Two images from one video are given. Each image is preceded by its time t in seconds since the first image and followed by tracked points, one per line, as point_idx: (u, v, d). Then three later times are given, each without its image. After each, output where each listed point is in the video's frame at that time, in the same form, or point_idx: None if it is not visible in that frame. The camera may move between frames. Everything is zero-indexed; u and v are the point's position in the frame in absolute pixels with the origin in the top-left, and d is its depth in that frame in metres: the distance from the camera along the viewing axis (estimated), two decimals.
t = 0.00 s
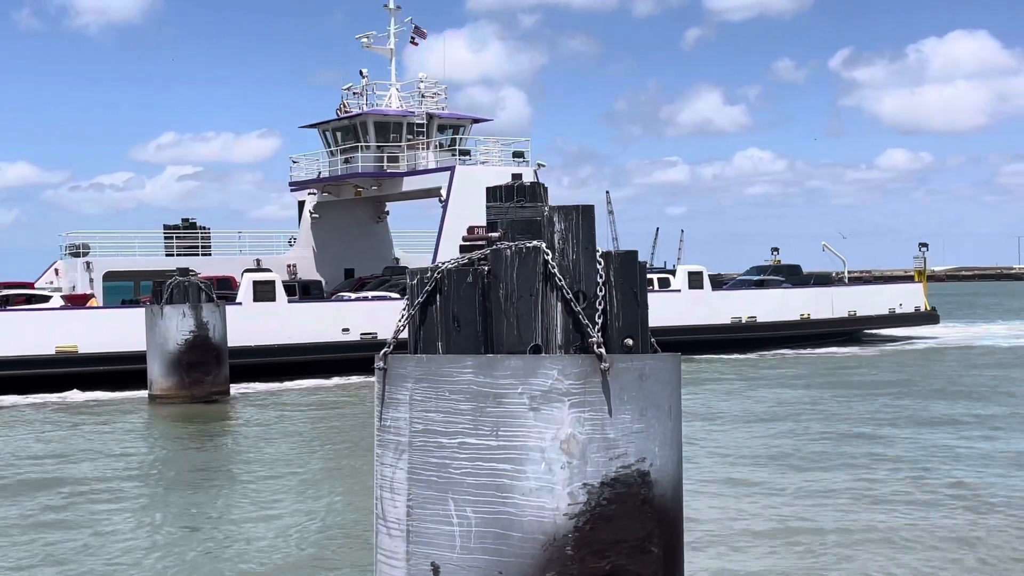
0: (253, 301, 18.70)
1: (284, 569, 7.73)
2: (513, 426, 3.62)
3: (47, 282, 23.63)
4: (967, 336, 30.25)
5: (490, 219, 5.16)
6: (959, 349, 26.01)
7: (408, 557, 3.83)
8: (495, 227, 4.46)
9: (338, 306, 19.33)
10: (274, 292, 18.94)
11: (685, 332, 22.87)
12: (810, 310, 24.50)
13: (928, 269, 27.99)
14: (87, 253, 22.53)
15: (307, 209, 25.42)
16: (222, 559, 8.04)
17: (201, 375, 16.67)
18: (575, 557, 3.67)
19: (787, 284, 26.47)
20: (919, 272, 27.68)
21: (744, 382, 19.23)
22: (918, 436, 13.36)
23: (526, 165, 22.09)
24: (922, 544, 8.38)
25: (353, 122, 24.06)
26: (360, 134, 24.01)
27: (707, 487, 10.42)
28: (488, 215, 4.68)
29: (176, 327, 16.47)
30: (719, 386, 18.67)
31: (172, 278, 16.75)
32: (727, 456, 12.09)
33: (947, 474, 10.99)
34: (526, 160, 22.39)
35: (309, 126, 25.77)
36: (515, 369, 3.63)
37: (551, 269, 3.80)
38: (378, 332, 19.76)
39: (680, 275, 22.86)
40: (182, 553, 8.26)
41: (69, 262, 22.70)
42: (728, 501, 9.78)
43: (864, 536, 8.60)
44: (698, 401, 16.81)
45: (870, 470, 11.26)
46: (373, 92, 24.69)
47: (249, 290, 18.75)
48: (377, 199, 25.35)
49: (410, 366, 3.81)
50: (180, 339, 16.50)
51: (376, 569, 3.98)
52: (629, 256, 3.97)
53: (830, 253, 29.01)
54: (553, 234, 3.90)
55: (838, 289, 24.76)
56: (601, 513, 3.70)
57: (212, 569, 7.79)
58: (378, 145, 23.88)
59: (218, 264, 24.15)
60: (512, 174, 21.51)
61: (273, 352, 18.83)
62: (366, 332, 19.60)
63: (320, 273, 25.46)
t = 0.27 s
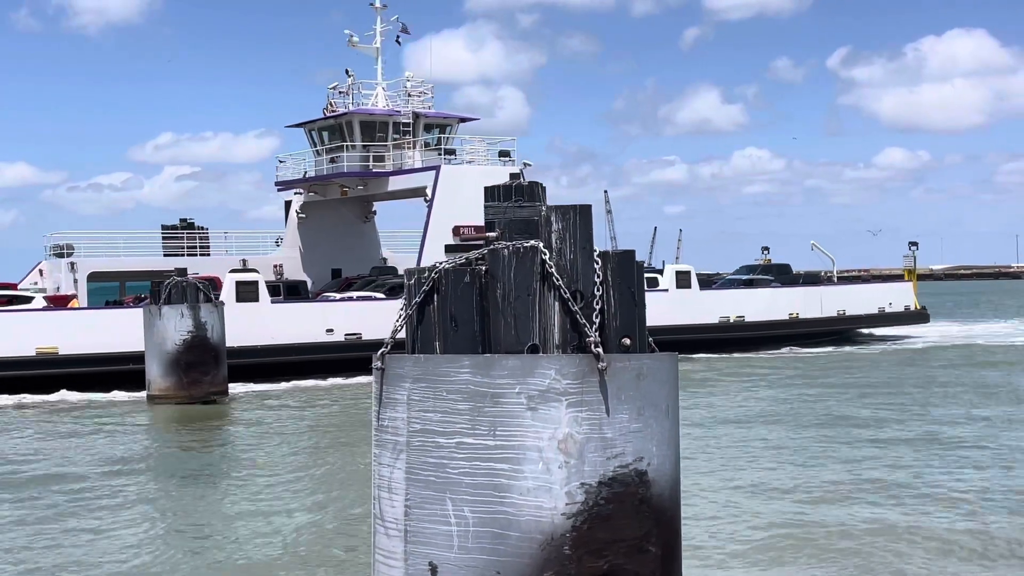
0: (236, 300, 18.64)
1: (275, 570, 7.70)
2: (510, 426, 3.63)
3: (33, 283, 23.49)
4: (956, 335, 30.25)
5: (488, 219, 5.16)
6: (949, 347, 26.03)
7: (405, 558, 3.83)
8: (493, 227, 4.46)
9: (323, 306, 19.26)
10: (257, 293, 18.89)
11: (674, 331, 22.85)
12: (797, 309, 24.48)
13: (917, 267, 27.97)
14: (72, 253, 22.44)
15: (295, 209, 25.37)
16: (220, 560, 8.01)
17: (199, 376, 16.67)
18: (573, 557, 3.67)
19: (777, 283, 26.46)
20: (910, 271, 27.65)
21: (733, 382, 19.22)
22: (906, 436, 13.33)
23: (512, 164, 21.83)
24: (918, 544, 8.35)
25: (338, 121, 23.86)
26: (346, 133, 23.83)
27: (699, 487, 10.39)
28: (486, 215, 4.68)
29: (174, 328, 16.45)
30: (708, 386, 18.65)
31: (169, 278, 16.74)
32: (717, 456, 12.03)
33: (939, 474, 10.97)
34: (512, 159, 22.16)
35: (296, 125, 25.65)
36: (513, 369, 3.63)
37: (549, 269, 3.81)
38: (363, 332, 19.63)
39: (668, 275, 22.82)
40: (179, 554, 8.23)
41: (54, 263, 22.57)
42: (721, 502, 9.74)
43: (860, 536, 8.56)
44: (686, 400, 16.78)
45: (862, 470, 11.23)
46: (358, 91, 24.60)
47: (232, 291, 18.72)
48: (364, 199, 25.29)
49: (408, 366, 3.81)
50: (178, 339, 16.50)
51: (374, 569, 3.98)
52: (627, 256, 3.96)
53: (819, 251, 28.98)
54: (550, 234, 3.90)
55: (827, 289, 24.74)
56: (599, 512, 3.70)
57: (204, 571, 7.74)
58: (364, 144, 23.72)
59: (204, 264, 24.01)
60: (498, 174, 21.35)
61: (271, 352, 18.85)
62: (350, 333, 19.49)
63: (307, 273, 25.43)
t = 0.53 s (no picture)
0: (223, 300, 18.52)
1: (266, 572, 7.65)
2: (509, 426, 3.63)
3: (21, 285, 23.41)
4: (948, 334, 30.25)
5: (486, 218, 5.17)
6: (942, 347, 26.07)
7: (405, 558, 3.83)
8: (492, 227, 4.47)
9: (309, 306, 19.10)
10: (245, 293, 18.75)
11: (665, 331, 22.79)
12: (789, 308, 24.48)
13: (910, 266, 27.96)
14: (60, 253, 22.37)
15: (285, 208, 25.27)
16: (216, 561, 7.98)
17: (198, 375, 16.67)
18: (572, 556, 3.67)
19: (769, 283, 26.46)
20: (903, 270, 27.65)
21: (726, 381, 19.18)
22: (898, 436, 13.29)
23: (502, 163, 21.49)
24: (918, 544, 8.33)
25: (327, 121, 23.79)
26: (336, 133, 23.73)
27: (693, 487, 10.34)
28: (486, 213, 4.68)
29: (172, 327, 16.46)
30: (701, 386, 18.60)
31: (168, 278, 16.73)
32: (710, 457, 11.98)
33: (934, 473, 10.94)
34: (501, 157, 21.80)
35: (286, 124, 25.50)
36: (511, 368, 3.63)
37: (547, 269, 3.81)
38: (351, 332, 19.51)
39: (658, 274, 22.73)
40: (177, 555, 8.21)
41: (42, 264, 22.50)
42: (717, 502, 9.69)
43: (859, 536, 8.54)
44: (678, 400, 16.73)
45: (857, 470, 11.19)
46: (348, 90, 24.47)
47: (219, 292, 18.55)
48: (354, 199, 25.23)
49: (406, 366, 3.81)
50: (177, 339, 16.50)
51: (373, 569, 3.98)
52: (625, 256, 3.96)
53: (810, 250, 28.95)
54: (548, 234, 3.90)
55: (819, 288, 24.74)
56: (598, 512, 3.70)
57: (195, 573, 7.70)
58: (353, 144, 23.61)
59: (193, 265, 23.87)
60: (487, 175, 21.01)
61: (262, 352, 18.78)
62: (337, 333, 19.37)
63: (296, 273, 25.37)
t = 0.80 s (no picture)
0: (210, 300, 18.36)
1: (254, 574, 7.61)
2: (507, 426, 3.63)
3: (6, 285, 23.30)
4: (938, 333, 30.25)
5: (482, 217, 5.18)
6: (931, 346, 26.12)
7: (402, 557, 3.84)
8: (490, 227, 4.47)
9: (293, 306, 19.00)
10: (228, 293, 18.51)
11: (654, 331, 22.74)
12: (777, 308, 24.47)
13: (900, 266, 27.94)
14: (44, 253, 22.32)
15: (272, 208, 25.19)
16: (211, 562, 7.95)
17: (196, 375, 16.67)
18: (569, 556, 3.68)
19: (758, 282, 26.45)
20: (893, 270, 27.63)
21: (717, 381, 19.15)
22: (887, 435, 13.23)
23: (489, 162, 21.25)
24: (915, 545, 8.29)
25: (314, 120, 23.55)
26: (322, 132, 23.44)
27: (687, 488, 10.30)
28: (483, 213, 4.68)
29: (171, 327, 16.46)
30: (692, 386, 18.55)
31: (167, 278, 16.75)
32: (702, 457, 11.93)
33: (926, 473, 10.90)
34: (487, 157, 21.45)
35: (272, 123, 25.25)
36: (509, 368, 3.63)
37: (544, 268, 3.81)
38: (335, 332, 19.47)
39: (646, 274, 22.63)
40: (174, 555, 8.17)
41: (27, 264, 22.43)
42: (710, 503, 9.63)
43: (855, 536, 8.50)
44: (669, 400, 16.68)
45: (850, 469, 11.16)
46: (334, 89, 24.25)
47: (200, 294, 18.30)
48: (342, 198, 25.21)
49: (404, 366, 3.81)
50: (175, 339, 16.51)
51: (371, 568, 3.99)
52: (622, 255, 3.96)
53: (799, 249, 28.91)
54: (546, 234, 3.90)
55: (808, 287, 24.75)
56: (595, 511, 3.71)
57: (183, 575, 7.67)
58: (339, 143, 23.37)
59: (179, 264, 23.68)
60: (473, 175, 20.87)
61: (256, 352, 18.73)
62: (322, 332, 19.31)
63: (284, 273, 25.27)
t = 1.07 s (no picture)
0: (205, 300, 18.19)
1: None
2: (505, 426, 3.63)
3: None
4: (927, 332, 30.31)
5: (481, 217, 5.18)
6: (923, 345, 26.17)
7: (401, 557, 3.84)
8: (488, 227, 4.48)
9: (280, 306, 18.91)
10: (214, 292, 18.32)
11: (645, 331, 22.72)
12: (768, 308, 24.47)
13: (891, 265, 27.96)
14: (31, 254, 22.24)
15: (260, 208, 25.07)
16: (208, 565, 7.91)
17: (196, 376, 16.67)
18: (568, 556, 3.68)
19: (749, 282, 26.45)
20: (884, 270, 27.66)
21: (709, 381, 19.13)
22: (876, 435, 13.22)
23: (476, 162, 21.14)
24: (914, 545, 8.27)
25: (302, 120, 23.40)
26: (309, 132, 23.31)
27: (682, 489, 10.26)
28: (482, 213, 4.68)
29: (170, 328, 16.47)
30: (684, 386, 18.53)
31: (167, 279, 16.78)
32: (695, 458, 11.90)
33: (920, 473, 10.89)
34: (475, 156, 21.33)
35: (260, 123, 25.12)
36: (507, 368, 3.63)
37: (543, 269, 3.81)
38: (322, 332, 19.38)
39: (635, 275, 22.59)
40: (173, 558, 8.14)
41: (14, 265, 22.35)
42: (705, 504, 9.57)
43: (853, 537, 8.48)
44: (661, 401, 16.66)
45: (846, 469, 11.15)
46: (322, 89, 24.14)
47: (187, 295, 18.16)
48: (331, 198, 25.09)
49: (402, 366, 3.81)
50: (174, 340, 16.51)
51: (370, 569, 3.99)
52: (620, 256, 3.96)
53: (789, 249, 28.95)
54: (544, 234, 3.90)
55: (798, 287, 24.78)
56: (594, 512, 3.71)
57: None
58: (326, 143, 23.25)
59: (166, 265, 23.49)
60: (460, 174, 20.81)
61: (256, 351, 18.72)
62: (309, 333, 19.21)
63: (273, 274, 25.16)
